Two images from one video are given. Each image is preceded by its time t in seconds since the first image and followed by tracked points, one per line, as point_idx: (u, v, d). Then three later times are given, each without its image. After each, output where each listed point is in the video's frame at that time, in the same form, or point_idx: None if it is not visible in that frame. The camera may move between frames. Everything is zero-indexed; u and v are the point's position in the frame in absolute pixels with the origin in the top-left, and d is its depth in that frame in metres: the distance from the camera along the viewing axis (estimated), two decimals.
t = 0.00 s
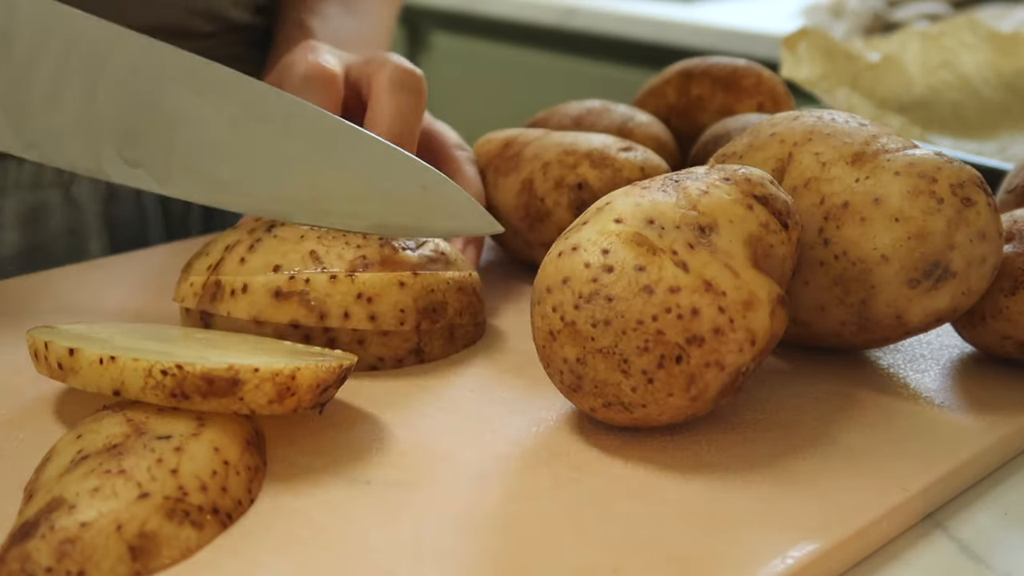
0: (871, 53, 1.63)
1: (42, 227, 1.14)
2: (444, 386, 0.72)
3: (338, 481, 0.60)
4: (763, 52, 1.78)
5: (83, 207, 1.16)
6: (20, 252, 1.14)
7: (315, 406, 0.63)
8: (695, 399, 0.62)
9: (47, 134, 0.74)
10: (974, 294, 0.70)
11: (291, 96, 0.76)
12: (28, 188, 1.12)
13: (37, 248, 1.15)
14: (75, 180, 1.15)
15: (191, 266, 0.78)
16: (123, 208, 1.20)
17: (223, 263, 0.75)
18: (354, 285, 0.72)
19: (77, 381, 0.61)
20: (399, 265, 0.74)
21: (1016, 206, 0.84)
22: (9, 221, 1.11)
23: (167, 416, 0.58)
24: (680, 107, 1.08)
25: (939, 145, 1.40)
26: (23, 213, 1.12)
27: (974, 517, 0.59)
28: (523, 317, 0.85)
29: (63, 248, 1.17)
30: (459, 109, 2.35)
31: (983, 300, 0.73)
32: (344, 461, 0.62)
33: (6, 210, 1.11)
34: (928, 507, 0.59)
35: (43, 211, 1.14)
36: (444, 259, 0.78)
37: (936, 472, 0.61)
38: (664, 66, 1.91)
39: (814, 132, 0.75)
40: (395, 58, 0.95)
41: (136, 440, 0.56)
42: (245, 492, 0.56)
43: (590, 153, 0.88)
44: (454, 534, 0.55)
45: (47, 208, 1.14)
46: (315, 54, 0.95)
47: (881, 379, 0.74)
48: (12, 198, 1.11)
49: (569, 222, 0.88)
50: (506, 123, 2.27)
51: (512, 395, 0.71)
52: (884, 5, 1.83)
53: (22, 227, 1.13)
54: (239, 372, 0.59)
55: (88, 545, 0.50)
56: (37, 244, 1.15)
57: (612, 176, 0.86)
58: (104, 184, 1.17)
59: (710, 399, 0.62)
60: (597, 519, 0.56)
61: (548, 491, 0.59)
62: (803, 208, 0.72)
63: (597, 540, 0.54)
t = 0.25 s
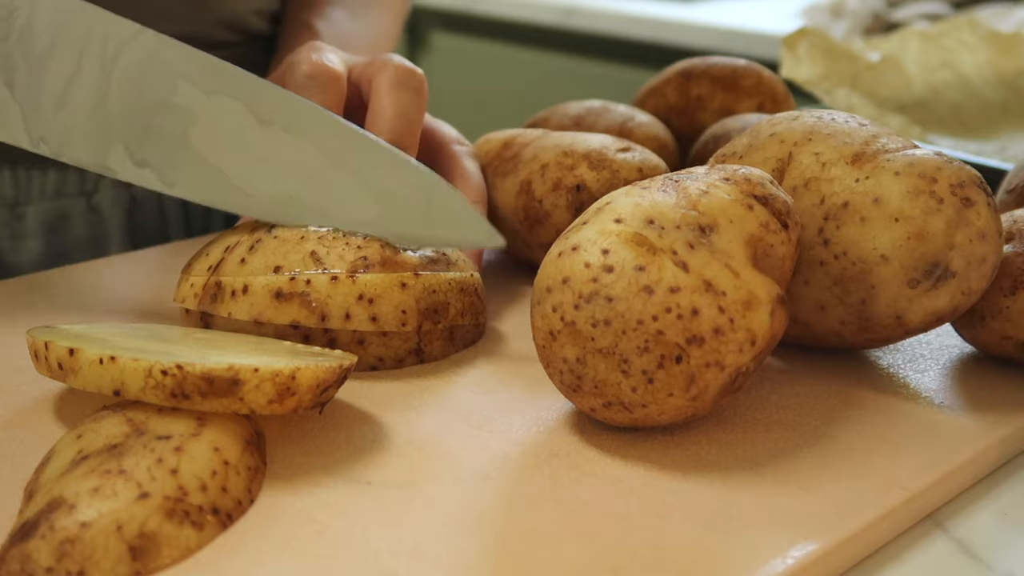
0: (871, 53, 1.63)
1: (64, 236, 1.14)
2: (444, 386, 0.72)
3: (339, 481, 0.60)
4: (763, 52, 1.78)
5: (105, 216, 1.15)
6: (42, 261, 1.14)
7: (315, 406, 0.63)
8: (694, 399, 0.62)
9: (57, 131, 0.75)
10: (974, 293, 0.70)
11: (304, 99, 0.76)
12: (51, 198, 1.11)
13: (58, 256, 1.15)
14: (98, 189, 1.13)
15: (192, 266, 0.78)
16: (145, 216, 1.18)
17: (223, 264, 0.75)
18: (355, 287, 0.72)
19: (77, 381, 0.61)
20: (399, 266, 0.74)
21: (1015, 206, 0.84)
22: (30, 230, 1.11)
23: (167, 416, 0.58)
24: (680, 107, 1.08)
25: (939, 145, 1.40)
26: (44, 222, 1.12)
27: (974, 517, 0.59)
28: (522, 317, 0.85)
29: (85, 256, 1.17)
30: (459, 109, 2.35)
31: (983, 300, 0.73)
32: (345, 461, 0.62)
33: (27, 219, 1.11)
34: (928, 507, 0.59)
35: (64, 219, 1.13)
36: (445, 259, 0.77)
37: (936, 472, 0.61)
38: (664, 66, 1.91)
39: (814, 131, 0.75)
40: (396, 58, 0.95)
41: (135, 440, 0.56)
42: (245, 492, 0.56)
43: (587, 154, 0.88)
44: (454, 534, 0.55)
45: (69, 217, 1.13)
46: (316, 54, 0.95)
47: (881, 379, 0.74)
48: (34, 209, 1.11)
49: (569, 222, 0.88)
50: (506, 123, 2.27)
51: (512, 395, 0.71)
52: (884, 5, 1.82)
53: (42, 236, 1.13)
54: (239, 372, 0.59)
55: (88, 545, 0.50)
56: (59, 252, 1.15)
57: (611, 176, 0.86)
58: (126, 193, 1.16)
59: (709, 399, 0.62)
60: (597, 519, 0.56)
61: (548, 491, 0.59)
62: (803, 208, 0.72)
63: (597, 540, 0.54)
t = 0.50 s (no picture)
0: (871, 53, 1.63)
1: (75, 241, 1.13)
2: (444, 387, 0.72)
3: (339, 481, 0.60)
4: (763, 52, 1.78)
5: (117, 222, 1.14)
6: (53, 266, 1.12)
7: (315, 406, 0.63)
8: (694, 399, 0.62)
9: (79, 165, 0.75)
10: (974, 293, 0.70)
11: (314, 146, 0.80)
12: (63, 204, 1.10)
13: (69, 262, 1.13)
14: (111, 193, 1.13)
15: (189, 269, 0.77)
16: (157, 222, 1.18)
17: (223, 264, 0.74)
18: (355, 288, 0.72)
19: (77, 381, 0.61)
20: (397, 266, 0.74)
21: (1015, 206, 0.84)
22: (42, 235, 1.10)
23: (168, 417, 0.58)
24: (680, 107, 1.08)
25: (939, 145, 1.40)
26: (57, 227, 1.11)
27: (974, 517, 0.59)
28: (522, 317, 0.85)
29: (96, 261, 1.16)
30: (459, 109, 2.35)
31: (983, 300, 0.73)
32: (344, 461, 0.62)
33: (40, 224, 1.09)
34: (928, 507, 0.59)
35: (76, 224, 1.12)
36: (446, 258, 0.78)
37: (935, 472, 0.61)
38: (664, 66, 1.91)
39: (814, 131, 0.75)
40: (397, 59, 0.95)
41: (135, 440, 0.56)
42: (245, 492, 0.56)
43: (588, 154, 0.88)
44: (455, 534, 0.55)
45: (81, 222, 1.12)
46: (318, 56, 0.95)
47: (881, 379, 0.74)
48: (46, 214, 1.09)
49: (569, 222, 0.88)
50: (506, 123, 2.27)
51: (513, 395, 0.71)
52: (884, 5, 1.82)
53: (54, 241, 1.11)
54: (239, 372, 0.59)
55: (88, 545, 0.50)
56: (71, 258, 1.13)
57: (610, 176, 0.86)
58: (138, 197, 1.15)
59: (709, 399, 0.62)
60: (597, 519, 0.56)
61: (549, 491, 0.59)
62: (803, 208, 0.72)
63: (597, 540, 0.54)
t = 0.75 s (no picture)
0: (871, 53, 1.63)
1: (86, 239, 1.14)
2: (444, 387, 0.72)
3: (338, 481, 0.60)
4: (763, 53, 1.78)
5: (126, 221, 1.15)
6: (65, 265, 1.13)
7: (315, 406, 0.63)
8: (695, 399, 0.62)
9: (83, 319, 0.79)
10: (974, 293, 0.70)
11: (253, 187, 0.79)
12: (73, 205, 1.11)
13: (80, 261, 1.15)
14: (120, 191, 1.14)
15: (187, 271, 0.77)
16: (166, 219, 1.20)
17: (218, 261, 0.75)
18: (349, 283, 0.72)
19: (76, 381, 0.61)
20: (391, 260, 0.74)
21: (1015, 206, 0.84)
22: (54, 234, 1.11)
23: (168, 417, 0.58)
24: (680, 107, 1.08)
25: (939, 145, 1.40)
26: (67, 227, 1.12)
27: (975, 517, 0.59)
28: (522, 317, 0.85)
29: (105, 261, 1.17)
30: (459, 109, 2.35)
31: (983, 300, 0.73)
32: (344, 461, 0.62)
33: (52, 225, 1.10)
34: (928, 507, 0.59)
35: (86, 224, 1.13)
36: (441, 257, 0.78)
37: (935, 472, 0.61)
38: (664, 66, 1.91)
39: (814, 132, 0.75)
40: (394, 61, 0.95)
41: (136, 440, 0.56)
42: (245, 492, 0.56)
43: (587, 154, 0.88)
44: (455, 535, 0.55)
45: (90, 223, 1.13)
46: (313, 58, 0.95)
47: (881, 379, 0.74)
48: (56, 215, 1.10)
49: (568, 222, 0.88)
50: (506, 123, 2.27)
51: (513, 395, 0.71)
52: (884, 5, 1.82)
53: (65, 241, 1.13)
54: (239, 372, 0.59)
55: (88, 545, 0.50)
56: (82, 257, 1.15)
57: (610, 176, 0.86)
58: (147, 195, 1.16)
59: (709, 399, 0.62)
60: (597, 519, 0.56)
61: (548, 491, 0.59)
62: (803, 208, 0.72)
63: (596, 541, 0.54)
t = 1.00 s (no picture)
0: (870, 53, 1.63)
1: (82, 226, 1.15)
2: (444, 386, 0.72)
3: (338, 481, 0.60)
4: (763, 52, 1.78)
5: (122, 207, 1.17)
6: (60, 251, 1.14)
7: (314, 406, 0.63)
8: (686, 414, 0.63)
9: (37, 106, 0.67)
10: (975, 293, 0.70)
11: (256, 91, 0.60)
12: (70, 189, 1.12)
13: (76, 247, 1.16)
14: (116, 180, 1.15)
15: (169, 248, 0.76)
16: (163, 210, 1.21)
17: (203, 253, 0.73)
18: (335, 289, 0.72)
19: (74, 382, 0.61)
20: (389, 285, 0.73)
21: (1015, 206, 0.84)
22: (48, 221, 1.12)
23: (166, 418, 0.58)
24: (680, 107, 1.08)
25: (939, 145, 1.40)
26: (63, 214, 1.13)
27: (975, 517, 0.59)
28: (522, 317, 0.85)
29: (102, 248, 1.18)
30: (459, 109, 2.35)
31: (983, 300, 0.73)
32: (344, 461, 0.62)
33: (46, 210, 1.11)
34: (929, 507, 0.59)
35: (81, 212, 1.14)
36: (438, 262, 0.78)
37: (936, 472, 0.61)
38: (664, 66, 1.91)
39: (814, 132, 0.75)
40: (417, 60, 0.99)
41: (135, 440, 0.55)
42: (245, 492, 0.56)
43: (587, 152, 0.88)
44: (454, 534, 0.55)
45: (87, 208, 1.14)
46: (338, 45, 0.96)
47: (881, 379, 0.74)
48: (53, 199, 1.11)
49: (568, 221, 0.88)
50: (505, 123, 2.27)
51: (513, 395, 0.71)
52: (884, 5, 1.82)
53: (60, 228, 1.13)
54: (237, 372, 0.59)
55: (88, 545, 0.49)
56: (77, 244, 1.16)
57: (609, 174, 0.86)
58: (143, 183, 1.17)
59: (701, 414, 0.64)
60: (598, 519, 0.56)
61: (549, 491, 0.59)
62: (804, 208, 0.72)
63: (597, 541, 0.54)
